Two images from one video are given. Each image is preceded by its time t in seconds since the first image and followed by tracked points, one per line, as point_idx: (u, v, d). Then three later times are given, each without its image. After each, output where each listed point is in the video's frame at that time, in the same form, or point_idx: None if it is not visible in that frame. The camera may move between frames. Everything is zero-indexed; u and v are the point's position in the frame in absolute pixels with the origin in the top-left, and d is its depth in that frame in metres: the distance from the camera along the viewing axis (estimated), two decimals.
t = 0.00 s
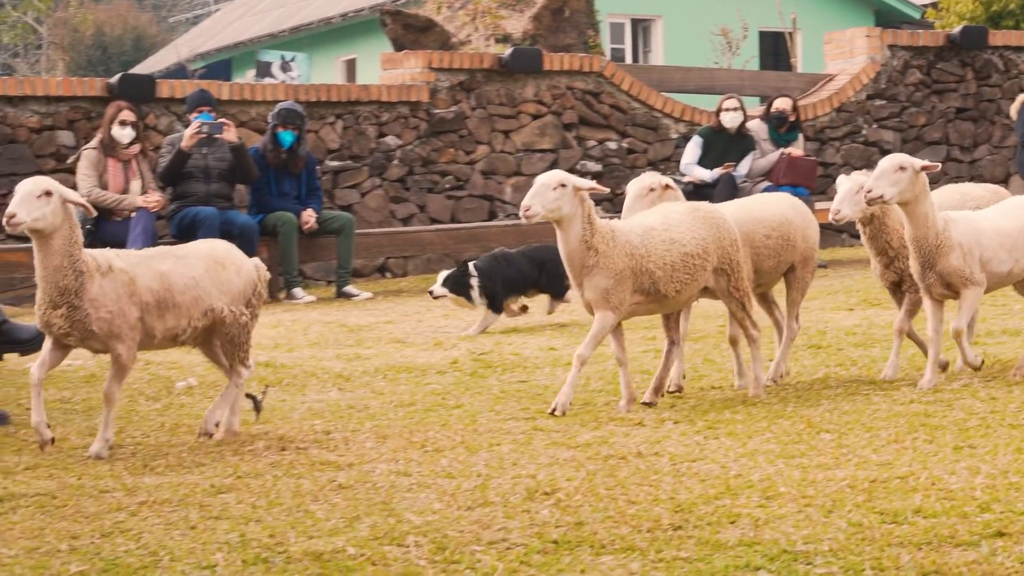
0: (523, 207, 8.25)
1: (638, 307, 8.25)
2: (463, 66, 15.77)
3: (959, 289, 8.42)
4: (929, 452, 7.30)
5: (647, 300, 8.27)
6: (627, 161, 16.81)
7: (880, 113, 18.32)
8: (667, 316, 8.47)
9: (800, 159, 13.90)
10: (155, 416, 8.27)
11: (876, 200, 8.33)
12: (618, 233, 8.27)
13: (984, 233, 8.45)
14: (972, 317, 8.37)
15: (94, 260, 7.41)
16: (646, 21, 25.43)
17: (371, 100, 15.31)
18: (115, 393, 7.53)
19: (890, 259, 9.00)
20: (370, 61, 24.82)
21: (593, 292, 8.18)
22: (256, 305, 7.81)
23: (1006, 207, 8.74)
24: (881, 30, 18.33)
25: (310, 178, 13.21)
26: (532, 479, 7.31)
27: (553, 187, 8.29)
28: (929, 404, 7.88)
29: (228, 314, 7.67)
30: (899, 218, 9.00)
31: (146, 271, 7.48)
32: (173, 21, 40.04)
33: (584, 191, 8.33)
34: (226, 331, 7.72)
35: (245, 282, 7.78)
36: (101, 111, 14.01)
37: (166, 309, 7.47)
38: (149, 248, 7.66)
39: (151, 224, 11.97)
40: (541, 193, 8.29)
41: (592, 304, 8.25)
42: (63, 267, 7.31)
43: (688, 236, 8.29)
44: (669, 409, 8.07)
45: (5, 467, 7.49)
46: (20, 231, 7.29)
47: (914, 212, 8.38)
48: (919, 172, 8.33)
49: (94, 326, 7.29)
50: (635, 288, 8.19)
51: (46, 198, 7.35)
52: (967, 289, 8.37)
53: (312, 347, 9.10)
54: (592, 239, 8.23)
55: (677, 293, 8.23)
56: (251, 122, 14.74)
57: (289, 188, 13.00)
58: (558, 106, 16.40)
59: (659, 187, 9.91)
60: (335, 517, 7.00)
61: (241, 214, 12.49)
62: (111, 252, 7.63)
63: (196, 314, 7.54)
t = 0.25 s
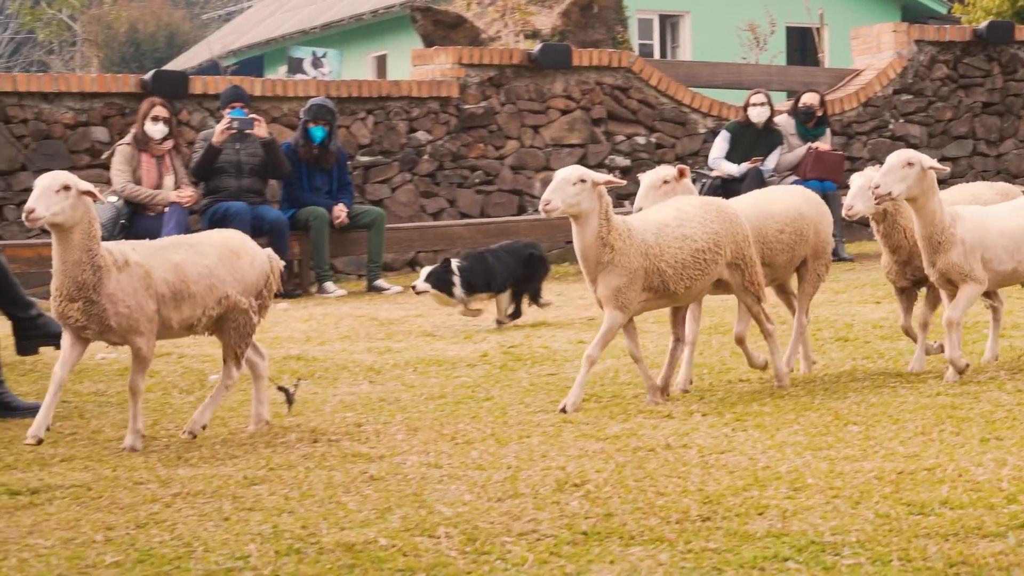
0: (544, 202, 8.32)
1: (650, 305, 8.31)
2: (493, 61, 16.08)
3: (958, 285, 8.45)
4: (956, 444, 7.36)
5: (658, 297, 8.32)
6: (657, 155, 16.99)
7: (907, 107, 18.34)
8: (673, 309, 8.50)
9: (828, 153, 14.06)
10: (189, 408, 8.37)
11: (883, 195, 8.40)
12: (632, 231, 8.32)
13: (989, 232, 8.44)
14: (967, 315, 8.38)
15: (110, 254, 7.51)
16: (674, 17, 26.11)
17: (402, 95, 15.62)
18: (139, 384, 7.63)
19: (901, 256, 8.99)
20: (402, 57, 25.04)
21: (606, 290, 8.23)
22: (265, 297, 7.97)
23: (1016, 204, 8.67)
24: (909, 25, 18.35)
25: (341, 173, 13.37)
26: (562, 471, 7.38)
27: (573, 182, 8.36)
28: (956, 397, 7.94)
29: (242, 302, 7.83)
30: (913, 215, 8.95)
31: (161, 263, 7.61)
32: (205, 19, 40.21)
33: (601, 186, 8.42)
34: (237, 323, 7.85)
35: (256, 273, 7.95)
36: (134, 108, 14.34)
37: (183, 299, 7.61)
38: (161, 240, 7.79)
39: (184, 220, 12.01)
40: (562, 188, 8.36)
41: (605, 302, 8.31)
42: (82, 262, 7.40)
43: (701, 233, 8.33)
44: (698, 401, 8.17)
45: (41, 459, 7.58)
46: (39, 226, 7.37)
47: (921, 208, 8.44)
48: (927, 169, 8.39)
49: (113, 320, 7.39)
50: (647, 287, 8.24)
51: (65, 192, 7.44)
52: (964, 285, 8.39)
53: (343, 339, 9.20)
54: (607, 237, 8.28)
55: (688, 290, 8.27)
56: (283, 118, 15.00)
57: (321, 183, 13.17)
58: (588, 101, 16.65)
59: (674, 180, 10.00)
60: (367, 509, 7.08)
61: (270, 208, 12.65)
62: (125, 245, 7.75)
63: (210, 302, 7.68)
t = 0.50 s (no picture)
0: (562, 197, 8.37)
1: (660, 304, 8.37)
2: (517, 58, 16.50)
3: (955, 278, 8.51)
4: (977, 438, 7.43)
5: (665, 297, 8.38)
6: (679, 151, 17.50)
7: (928, 103, 18.44)
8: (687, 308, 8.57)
9: (849, 149, 14.62)
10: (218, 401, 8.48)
11: (886, 188, 8.43)
12: (642, 231, 8.38)
13: (992, 226, 8.51)
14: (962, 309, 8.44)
15: (122, 250, 7.57)
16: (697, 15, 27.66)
17: (427, 92, 16.05)
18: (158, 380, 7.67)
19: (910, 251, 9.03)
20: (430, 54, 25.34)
21: (617, 289, 8.30)
22: (272, 290, 8.06)
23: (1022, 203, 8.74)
24: (929, 22, 18.50)
25: (368, 169, 13.78)
26: (586, 463, 7.45)
27: (590, 179, 8.41)
28: (977, 390, 8.01)
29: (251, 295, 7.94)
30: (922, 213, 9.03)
31: (172, 258, 7.69)
32: (234, 16, 40.48)
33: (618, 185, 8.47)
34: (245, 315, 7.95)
35: (265, 265, 8.05)
36: (163, 104, 14.93)
37: (193, 293, 7.69)
38: (170, 235, 7.87)
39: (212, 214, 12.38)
40: (580, 185, 8.40)
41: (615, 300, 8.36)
42: (95, 258, 7.45)
43: (709, 234, 8.40)
44: (721, 395, 8.27)
45: (72, 451, 7.68)
46: (53, 223, 7.42)
47: (925, 200, 8.48)
48: (932, 165, 8.41)
49: (125, 317, 7.45)
50: (658, 287, 8.31)
51: (79, 188, 7.47)
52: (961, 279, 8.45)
53: (369, 334, 9.32)
54: (618, 236, 8.33)
55: (694, 293, 8.33)
56: (309, 114, 15.48)
57: (348, 178, 13.60)
58: (610, 97, 17.10)
59: (680, 181, 10.11)
60: (393, 501, 7.15)
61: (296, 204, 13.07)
62: (135, 240, 7.81)
63: (220, 294, 7.79)
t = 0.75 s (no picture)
0: (580, 196, 8.38)
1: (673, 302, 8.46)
2: (540, 57, 16.80)
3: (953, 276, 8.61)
4: (995, 433, 7.51)
5: (676, 295, 8.48)
6: (700, 150, 17.82)
7: (947, 102, 18.72)
8: (703, 306, 8.67)
9: (868, 148, 14.71)
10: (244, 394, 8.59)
11: (890, 185, 8.49)
12: (655, 229, 8.46)
13: (995, 225, 8.58)
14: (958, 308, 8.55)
15: (133, 251, 7.61)
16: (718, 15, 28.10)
17: (451, 90, 16.31)
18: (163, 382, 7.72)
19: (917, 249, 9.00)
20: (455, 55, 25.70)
21: (637, 286, 8.36)
22: (282, 287, 8.09)
23: None
24: (949, 22, 18.79)
25: (393, 166, 13.94)
26: (608, 457, 7.54)
27: (604, 178, 8.46)
28: (994, 387, 8.11)
29: (261, 295, 7.97)
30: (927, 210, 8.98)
31: (180, 258, 7.72)
32: (259, 16, 40.77)
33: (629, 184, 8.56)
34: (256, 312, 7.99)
35: (273, 265, 8.07)
36: (191, 102, 15.08)
37: (203, 292, 7.71)
38: (178, 235, 7.91)
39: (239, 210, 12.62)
40: (595, 183, 8.45)
41: (630, 298, 8.42)
42: (107, 259, 7.50)
43: (719, 234, 8.52)
44: (742, 390, 8.36)
45: (102, 444, 7.79)
46: (66, 224, 7.45)
47: (928, 197, 8.55)
48: (935, 161, 8.50)
49: (137, 317, 7.50)
50: (673, 284, 8.39)
51: (91, 190, 7.51)
52: (956, 278, 8.56)
53: (393, 329, 9.44)
54: (634, 233, 8.38)
55: (706, 292, 8.46)
56: (335, 112, 15.71)
57: (372, 175, 13.76)
58: (633, 96, 17.42)
59: (684, 186, 10.21)
60: (417, 494, 7.24)
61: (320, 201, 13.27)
62: (145, 240, 7.85)
63: (231, 292, 7.81)
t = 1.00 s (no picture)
0: (597, 194, 8.39)
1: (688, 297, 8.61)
2: (564, 58, 16.93)
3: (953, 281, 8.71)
4: (1011, 429, 7.62)
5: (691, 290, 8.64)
6: (720, 150, 17.97)
7: (965, 103, 18.84)
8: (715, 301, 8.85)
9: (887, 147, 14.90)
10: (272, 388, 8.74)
11: (894, 187, 8.55)
12: (670, 225, 8.57)
13: (997, 229, 8.69)
14: (961, 313, 8.66)
15: (146, 252, 7.69)
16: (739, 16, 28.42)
17: (475, 90, 16.46)
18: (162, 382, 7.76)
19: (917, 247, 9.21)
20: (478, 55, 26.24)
21: (655, 282, 8.47)
22: (294, 290, 8.11)
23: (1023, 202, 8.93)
24: (966, 23, 18.96)
25: (417, 164, 14.12)
26: (630, 452, 7.66)
27: (619, 176, 8.49)
28: (1011, 383, 8.24)
29: (270, 297, 8.00)
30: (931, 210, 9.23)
31: (192, 263, 7.76)
32: (289, 16, 41.07)
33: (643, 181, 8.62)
34: (267, 313, 8.05)
35: (283, 266, 8.08)
36: (220, 102, 15.27)
37: (213, 297, 7.75)
38: (193, 237, 7.95)
39: (267, 208, 12.80)
40: (611, 181, 8.48)
41: (647, 294, 8.53)
42: (120, 259, 7.57)
43: (730, 231, 8.69)
44: (762, 386, 8.49)
45: (133, 437, 7.93)
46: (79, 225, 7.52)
47: (930, 201, 8.63)
48: (937, 164, 8.57)
49: (145, 318, 7.55)
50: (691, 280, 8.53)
51: (104, 191, 7.57)
52: (959, 283, 8.65)
53: (419, 325, 9.60)
54: (651, 231, 8.46)
55: (718, 285, 8.66)
56: (362, 112, 15.89)
57: (398, 174, 13.91)
58: (654, 96, 17.55)
59: (690, 186, 10.34)
60: (443, 487, 7.37)
61: (347, 200, 13.40)
62: (159, 241, 7.91)
63: (241, 297, 7.83)
